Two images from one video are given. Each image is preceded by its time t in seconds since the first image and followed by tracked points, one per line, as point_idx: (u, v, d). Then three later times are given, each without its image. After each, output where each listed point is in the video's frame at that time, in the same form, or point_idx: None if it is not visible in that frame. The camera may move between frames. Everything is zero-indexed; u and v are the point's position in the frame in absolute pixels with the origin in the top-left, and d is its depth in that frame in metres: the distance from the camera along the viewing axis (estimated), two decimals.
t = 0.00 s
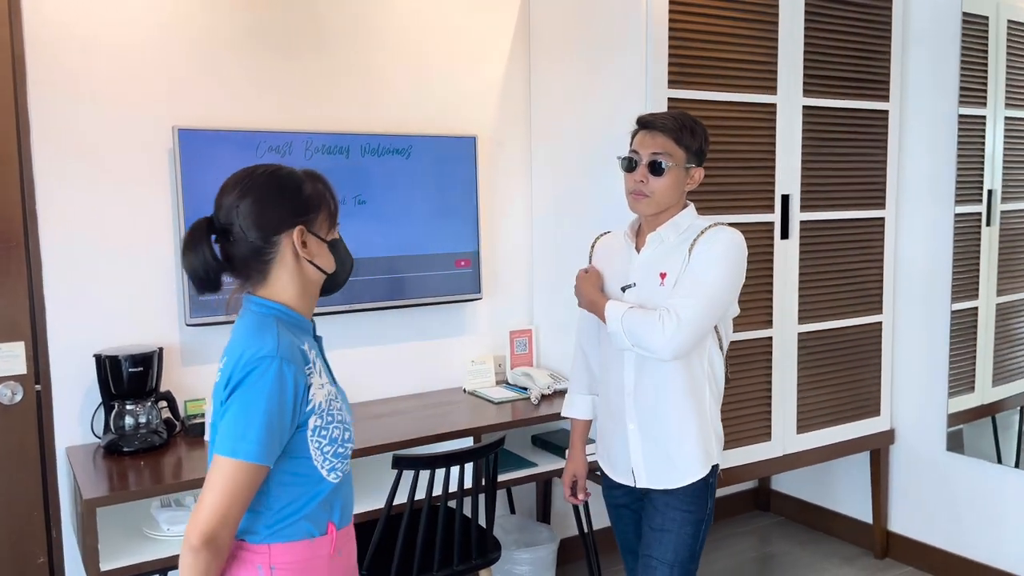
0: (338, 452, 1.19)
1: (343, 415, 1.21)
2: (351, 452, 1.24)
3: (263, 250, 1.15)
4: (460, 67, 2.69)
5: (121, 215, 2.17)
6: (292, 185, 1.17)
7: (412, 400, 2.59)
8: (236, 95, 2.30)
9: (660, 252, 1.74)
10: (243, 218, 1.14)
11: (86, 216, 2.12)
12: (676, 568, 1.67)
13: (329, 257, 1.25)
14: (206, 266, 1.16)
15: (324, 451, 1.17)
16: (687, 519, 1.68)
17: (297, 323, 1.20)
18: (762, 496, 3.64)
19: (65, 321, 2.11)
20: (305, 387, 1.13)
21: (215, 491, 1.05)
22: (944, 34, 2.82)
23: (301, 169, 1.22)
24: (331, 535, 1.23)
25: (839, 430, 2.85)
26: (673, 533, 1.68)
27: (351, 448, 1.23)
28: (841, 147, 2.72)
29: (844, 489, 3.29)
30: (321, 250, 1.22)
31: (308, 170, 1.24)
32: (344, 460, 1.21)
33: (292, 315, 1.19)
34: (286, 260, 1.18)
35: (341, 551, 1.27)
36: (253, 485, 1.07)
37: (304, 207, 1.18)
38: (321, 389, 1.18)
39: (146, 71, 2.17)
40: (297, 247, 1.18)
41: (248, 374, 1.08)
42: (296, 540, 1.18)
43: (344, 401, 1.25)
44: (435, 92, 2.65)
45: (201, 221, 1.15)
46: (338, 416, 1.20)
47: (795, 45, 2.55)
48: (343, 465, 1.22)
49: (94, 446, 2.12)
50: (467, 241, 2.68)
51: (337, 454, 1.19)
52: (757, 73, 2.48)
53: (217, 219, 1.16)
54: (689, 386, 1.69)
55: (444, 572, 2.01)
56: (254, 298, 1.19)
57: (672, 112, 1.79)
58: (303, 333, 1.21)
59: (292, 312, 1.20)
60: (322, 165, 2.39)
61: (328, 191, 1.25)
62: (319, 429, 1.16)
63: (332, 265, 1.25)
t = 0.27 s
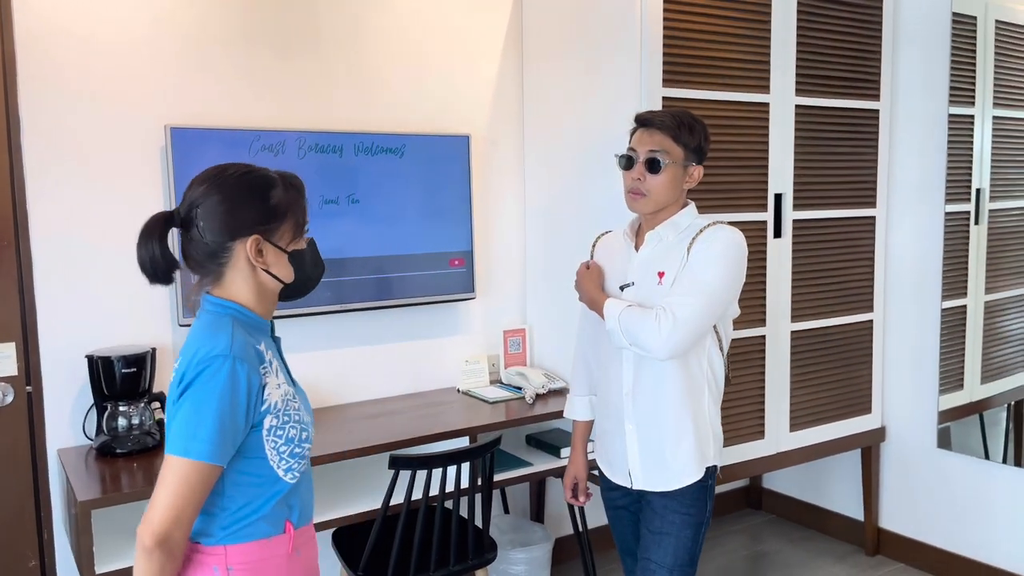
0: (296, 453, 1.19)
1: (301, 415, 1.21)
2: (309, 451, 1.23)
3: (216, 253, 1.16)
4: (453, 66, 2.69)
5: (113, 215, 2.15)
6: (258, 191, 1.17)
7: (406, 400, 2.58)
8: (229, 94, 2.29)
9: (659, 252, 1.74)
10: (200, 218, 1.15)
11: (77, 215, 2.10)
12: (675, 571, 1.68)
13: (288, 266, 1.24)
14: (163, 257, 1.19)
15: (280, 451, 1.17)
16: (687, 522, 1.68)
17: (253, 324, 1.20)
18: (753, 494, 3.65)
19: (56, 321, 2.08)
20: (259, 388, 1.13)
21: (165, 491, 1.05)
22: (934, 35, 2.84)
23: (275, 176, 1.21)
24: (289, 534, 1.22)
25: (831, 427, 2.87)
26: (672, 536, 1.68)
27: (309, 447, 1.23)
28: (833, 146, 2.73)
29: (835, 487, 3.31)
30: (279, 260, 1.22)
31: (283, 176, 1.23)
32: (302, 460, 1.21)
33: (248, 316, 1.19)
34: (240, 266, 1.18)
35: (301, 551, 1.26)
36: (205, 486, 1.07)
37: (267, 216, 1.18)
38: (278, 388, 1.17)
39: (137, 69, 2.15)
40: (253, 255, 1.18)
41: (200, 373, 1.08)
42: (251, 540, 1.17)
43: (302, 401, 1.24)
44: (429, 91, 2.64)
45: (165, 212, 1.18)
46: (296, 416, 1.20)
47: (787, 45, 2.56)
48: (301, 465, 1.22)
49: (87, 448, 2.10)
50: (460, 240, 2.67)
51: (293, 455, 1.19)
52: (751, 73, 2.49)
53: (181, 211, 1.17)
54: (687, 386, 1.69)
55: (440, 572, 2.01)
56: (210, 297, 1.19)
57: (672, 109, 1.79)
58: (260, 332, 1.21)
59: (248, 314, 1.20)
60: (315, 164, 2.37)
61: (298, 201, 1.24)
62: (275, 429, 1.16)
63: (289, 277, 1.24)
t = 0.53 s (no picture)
0: (245, 458, 1.19)
1: (256, 421, 1.21)
2: (266, 458, 1.22)
3: (190, 251, 1.21)
4: (450, 66, 2.69)
5: (109, 213, 2.14)
6: (220, 186, 1.21)
7: (403, 400, 2.58)
8: (226, 92, 2.28)
9: (657, 253, 1.73)
10: (169, 220, 1.19)
11: (73, 214, 2.09)
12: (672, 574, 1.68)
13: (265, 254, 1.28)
14: (141, 267, 1.23)
15: (224, 454, 1.18)
16: (684, 525, 1.69)
17: (221, 323, 1.24)
18: (748, 493, 3.67)
19: (52, 321, 2.07)
20: (199, 388, 1.15)
21: (98, 480, 1.10)
22: (929, 36, 2.86)
23: (236, 168, 1.25)
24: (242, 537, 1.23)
25: (826, 427, 2.88)
26: (669, 539, 1.69)
27: (264, 454, 1.22)
28: (828, 146, 2.74)
29: (829, 486, 3.33)
30: (254, 251, 1.26)
31: (245, 167, 1.27)
32: (254, 466, 1.21)
33: (223, 318, 1.24)
34: (215, 261, 1.22)
35: (260, 556, 1.26)
36: (133, 480, 1.10)
37: (233, 209, 1.22)
38: (227, 391, 1.18)
39: (135, 67, 2.14)
40: (224, 249, 1.22)
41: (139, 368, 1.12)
42: (196, 539, 1.19)
43: (265, 405, 1.24)
44: (426, 90, 2.64)
45: (136, 224, 1.23)
46: (248, 420, 1.20)
47: (784, 46, 2.57)
48: (255, 472, 1.21)
49: (84, 448, 2.09)
50: (458, 240, 2.67)
51: (238, 460, 1.19)
52: (747, 73, 2.50)
53: (148, 222, 1.22)
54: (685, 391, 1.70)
55: (439, 572, 2.01)
56: (192, 296, 1.24)
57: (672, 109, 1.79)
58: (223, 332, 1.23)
59: (223, 315, 1.24)
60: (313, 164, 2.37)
61: (264, 189, 1.28)
62: (220, 430, 1.17)
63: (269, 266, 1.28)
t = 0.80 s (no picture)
0: (197, 459, 1.21)
1: (212, 423, 1.22)
2: (224, 460, 1.24)
3: (165, 252, 1.25)
4: (452, 67, 2.69)
5: (111, 213, 2.14)
6: (189, 185, 1.25)
7: (403, 401, 2.58)
8: (228, 93, 2.28)
9: (654, 260, 1.72)
10: (143, 222, 1.23)
11: (74, 213, 2.09)
12: None
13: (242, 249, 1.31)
14: (120, 273, 1.27)
15: (175, 455, 1.20)
16: (683, 530, 1.69)
17: (187, 322, 1.27)
18: (747, 496, 3.66)
19: (53, 320, 2.07)
20: (146, 388, 1.17)
21: (58, 475, 1.16)
22: (929, 40, 2.86)
23: (206, 165, 1.29)
24: (203, 537, 1.26)
25: (825, 430, 2.88)
26: (670, 544, 1.69)
27: (221, 456, 1.23)
28: (829, 149, 2.75)
29: (828, 489, 3.33)
30: (229, 245, 1.29)
31: (214, 164, 1.31)
32: (209, 467, 1.22)
33: (195, 320, 1.27)
34: (190, 259, 1.26)
35: (225, 558, 1.28)
36: (83, 477, 1.16)
37: (202, 206, 1.26)
38: (179, 392, 1.20)
39: (136, 67, 2.15)
40: (197, 246, 1.26)
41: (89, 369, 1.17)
42: (155, 535, 1.24)
43: (226, 407, 1.25)
44: (428, 91, 2.64)
45: (112, 232, 1.27)
46: (202, 422, 1.21)
47: (785, 48, 2.57)
48: (210, 474, 1.23)
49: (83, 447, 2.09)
50: (459, 240, 2.67)
51: (190, 461, 1.21)
52: (749, 76, 2.50)
53: (122, 228, 1.26)
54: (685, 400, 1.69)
55: (439, 573, 2.01)
56: (166, 298, 1.27)
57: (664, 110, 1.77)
58: (186, 330, 1.26)
59: (194, 315, 1.28)
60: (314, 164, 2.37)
61: (235, 184, 1.31)
62: (171, 431, 1.19)
63: (247, 261, 1.31)
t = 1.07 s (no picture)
0: (187, 454, 1.22)
1: (201, 417, 1.24)
2: (214, 453, 1.25)
3: (162, 258, 1.25)
4: (458, 68, 2.69)
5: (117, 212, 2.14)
6: (201, 203, 1.24)
7: (406, 401, 2.58)
8: (235, 93, 2.28)
9: (655, 266, 1.71)
10: (145, 224, 1.23)
11: (80, 213, 2.09)
12: None
13: (239, 268, 1.32)
14: (106, 262, 1.26)
15: (165, 451, 1.21)
16: (688, 534, 1.68)
17: (171, 323, 1.27)
18: (750, 499, 3.66)
19: (58, 319, 2.07)
20: (133, 386, 1.18)
21: (45, 480, 1.16)
22: (936, 44, 2.86)
23: (223, 181, 1.28)
24: (199, 533, 1.27)
25: (830, 433, 2.87)
26: (675, 548, 1.68)
27: (211, 449, 1.25)
28: (835, 153, 2.74)
29: (832, 493, 3.32)
30: (227, 265, 1.30)
31: (230, 179, 1.29)
32: (198, 461, 1.24)
33: (177, 317, 1.27)
34: (187, 271, 1.27)
35: (222, 553, 1.29)
36: (72, 478, 1.16)
37: (210, 224, 1.25)
38: (166, 388, 1.21)
39: (143, 67, 2.15)
40: (196, 261, 1.26)
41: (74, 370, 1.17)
42: (151, 533, 1.24)
43: (214, 400, 1.26)
44: (434, 92, 2.64)
45: (112, 220, 1.27)
46: (189, 416, 1.23)
47: (792, 51, 2.57)
48: (201, 468, 1.24)
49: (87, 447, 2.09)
50: (463, 242, 2.67)
51: (180, 455, 1.22)
52: (755, 79, 2.50)
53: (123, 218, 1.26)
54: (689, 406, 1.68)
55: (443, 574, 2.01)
56: (148, 297, 1.28)
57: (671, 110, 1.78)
58: (170, 328, 1.27)
59: (178, 314, 1.28)
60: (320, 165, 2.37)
61: (246, 203, 1.31)
62: (159, 427, 1.20)
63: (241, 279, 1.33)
